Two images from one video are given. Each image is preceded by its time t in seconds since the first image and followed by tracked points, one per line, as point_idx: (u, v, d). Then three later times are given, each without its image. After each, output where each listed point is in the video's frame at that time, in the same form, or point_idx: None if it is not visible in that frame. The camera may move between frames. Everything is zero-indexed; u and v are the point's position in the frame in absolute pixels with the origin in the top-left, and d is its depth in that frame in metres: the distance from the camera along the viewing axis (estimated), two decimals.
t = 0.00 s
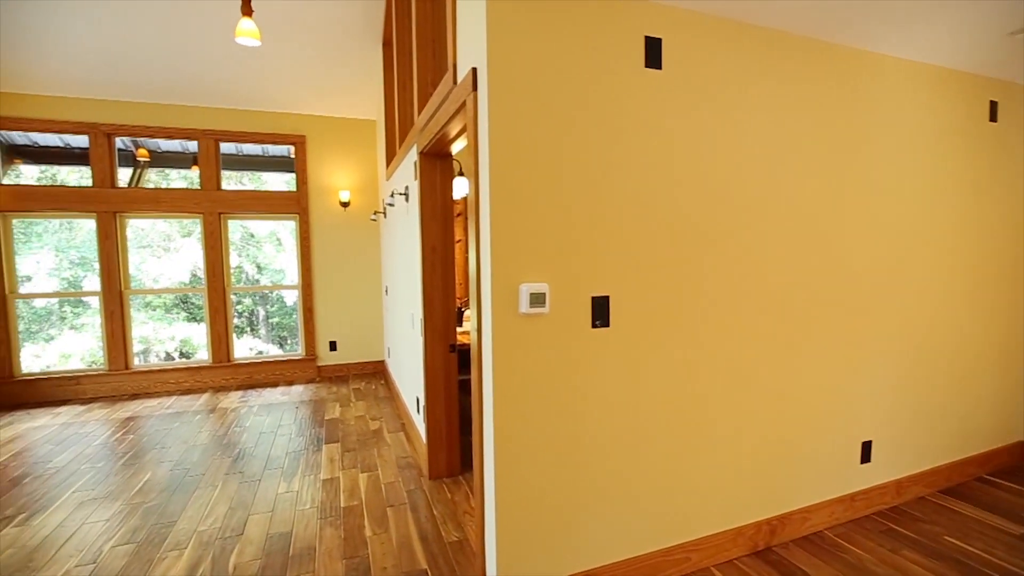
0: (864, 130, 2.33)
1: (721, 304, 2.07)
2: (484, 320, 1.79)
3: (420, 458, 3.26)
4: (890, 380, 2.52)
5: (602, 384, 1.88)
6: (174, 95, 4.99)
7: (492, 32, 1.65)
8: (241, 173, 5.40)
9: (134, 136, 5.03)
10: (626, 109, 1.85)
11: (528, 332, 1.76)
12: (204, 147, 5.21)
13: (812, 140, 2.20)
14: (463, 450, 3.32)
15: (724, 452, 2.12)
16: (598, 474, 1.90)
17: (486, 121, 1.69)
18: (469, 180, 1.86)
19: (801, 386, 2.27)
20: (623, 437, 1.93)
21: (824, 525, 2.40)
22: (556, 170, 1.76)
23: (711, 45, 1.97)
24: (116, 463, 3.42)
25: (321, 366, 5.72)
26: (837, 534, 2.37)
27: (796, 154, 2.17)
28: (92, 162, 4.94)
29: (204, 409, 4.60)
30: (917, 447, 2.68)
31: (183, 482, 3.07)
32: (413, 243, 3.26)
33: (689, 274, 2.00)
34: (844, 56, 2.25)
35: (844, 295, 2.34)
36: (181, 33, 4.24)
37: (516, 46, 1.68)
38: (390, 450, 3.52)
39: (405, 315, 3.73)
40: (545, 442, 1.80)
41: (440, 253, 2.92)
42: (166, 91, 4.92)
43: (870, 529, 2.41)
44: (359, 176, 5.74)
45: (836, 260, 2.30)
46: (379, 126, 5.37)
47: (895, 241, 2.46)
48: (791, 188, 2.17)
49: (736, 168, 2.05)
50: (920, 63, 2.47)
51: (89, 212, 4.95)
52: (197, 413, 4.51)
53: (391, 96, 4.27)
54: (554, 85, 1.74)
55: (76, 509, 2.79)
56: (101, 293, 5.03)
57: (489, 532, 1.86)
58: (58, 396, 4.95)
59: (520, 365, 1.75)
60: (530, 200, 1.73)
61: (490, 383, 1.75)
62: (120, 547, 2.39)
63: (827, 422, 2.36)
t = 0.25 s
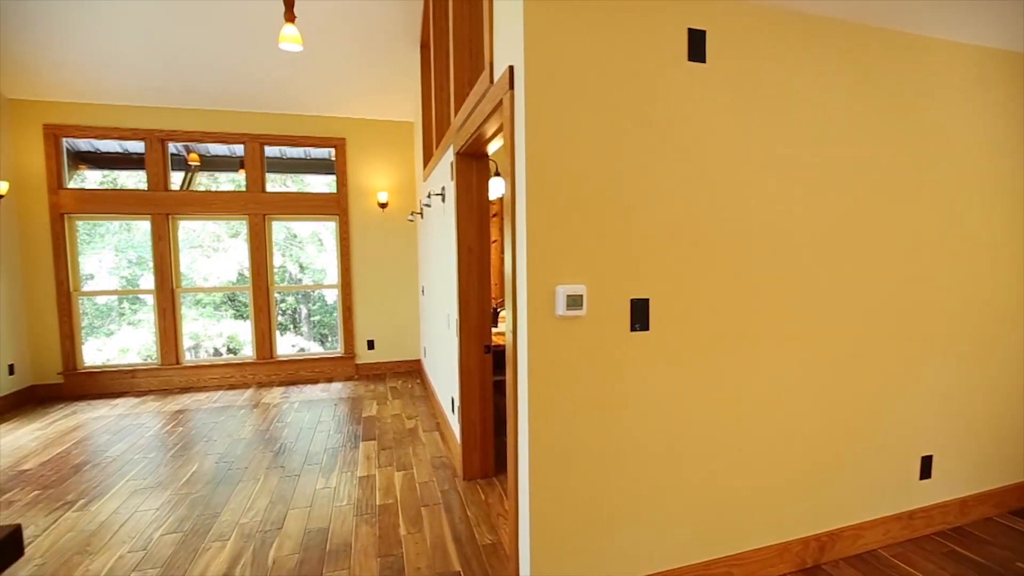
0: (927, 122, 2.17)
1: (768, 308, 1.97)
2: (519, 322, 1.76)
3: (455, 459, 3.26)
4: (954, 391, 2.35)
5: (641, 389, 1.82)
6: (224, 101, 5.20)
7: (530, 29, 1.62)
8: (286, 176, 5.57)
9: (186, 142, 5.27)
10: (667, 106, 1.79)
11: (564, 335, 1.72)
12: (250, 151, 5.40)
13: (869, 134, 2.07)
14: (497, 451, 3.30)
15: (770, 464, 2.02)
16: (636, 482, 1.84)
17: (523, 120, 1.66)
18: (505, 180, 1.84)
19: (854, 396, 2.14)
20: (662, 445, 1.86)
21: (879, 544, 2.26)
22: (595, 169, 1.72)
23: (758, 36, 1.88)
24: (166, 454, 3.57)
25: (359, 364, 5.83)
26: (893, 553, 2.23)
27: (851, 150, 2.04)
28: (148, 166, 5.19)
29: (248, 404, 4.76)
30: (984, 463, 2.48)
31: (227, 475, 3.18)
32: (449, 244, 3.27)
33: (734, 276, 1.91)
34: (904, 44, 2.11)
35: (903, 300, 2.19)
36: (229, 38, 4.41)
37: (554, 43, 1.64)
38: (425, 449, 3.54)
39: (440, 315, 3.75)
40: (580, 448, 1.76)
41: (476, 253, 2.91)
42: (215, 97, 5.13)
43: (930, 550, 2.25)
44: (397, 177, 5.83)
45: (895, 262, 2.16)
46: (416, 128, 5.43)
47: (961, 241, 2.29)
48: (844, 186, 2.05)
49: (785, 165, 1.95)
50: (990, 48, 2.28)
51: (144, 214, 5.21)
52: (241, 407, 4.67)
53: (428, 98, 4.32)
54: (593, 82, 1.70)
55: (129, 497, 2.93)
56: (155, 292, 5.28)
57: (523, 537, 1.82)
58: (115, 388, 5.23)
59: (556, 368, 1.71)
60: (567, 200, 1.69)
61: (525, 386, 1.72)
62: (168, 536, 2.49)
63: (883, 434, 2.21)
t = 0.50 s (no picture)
0: (983, 113, 2.04)
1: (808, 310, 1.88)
2: (546, 323, 1.74)
3: (481, 459, 3.25)
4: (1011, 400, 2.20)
5: (672, 393, 1.77)
6: (259, 104, 5.34)
7: (558, 24, 1.59)
8: (319, 177, 5.68)
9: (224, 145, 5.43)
10: (701, 100, 1.72)
11: (592, 336, 1.68)
12: (283, 153, 5.53)
13: (919, 127, 1.95)
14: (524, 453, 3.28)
15: (808, 473, 1.93)
16: (666, 489, 1.78)
17: (551, 116, 1.63)
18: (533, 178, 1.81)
19: (901, 404, 2.02)
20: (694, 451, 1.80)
21: (926, 561, 2.13)
22: (625, 166, 1.67)
23: (798, 25, 1.80)
24: (203, 448, 3.68)
25: (387, 363, 5.90)
26: (942, 571, 2.10)
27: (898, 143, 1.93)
28: (187, 169, 5.38)
29: (280, 401, 4.87)
30: None
31: (259, 470, 3.25)
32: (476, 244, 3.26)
33: (771, 277, 1.83)
34: (957, 30, 1.98)
35: (956, 302, 2.06)
36: (264, 41, 4.53)
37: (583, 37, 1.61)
38: (452, 449, 3.54)
39: (467, 315, 3.75)
40: (609, 452, 1.72)
41: (503, 253, 2.89)
42: (251, 100, 5.27)
43: (984, 569, 2.11)
44: (425, 177, 5.87)
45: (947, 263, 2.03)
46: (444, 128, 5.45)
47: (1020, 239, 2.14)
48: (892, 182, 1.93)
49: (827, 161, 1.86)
50: None
51: (184, 215, 5.39)
52: (274, 404, 4.78)
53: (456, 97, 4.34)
54: (623, 77, 1.65)
55: (167, 489, 3.02)
56: (193, 290, 5.46)
57: (549, 541, 1.80)
58: (156, 383, 5.43)
59: (583, 370, 1.68)
60: (596, 199, 1.65)
61: (552, 388, 1.69)
62: (202, 528, 2.55)
63: (933, 446, 2.08)
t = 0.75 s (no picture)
0: None
1: (870, 315, 1.72)
2: (582, 324, 1.68)
3: (515, 461, 3.21)
4: None
5: (715, 401, 1.67)
6: (303, 108, 5.49)
7: (596, 15, 1.53)
8: (361, 178, 5.80)
9: (271, 148, 5.62)
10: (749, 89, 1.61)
11: (629, 340, 1.61)
12: (326, 155, 5.66)
13: (1003, 113, 1.74)
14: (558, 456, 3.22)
15: (869, 492, 1.77)
16: (708, 501, 1.69)
17: (587, 111, 1.58)
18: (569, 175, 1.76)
19: (979, 421, 1.82)
20: (740, 464, 1.69)
21: None
22: (665, 161, 1.59)
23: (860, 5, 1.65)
24: (247, 441, 3.81)
25: (425, 361, 5.96)
26: None
27: (978, 131, 1.74)
28: (236, 172, 5.59)
29: (321, 397, 4.99)
30: None
31: (299, 464, 3.33)
32: (513, 244, 3.23)
33: (828, 278, 1.69)
34: None
35: None
36: (307, 45, 4.65)
37: (621, 28, 1.54)
38: (487, 449, 3.52)
39: (503, 316, 3.73)
40: (646, 460, 1.65)
41: (539, 253, 2.84)
42: (295, 104, 5.43)
43: None
44: (463, 177, 5.89)
45: None
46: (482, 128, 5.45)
47: None
48: (970, 175, 1.74)
49: (892, 152, 1.70)
50: None
51: (233, 216, 5.61)
52: (315, 399, 4.91)
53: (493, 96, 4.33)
54: (665, 68, 1.57)
55: (213, 479, 3.14)
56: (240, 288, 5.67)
57: (583, 548, 1.75)
58: (206, 377, 5.68)
59: (620, 374, 1.61)
60: (635, 196, 1.58)
61: (587, 391, 1.64)
62: (244, 519, 2.63)
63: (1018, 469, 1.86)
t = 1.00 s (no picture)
0: None
1: (928, 321, 1.59)
2: (612, 327, 1.63)
3: (544, 464, 3.18)
4: None
5: (752, 409, 1.58)
6: (338, 111, 5.61)
7: (627, 7, 1.48)
8: (395, 179, 5.87)
9: (308, 151, 5.77)
10: (792, 80, 1.52)
11: (661, 344, 1.55)
12: (360, 157, 5.76)
13: None
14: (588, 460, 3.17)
15: (925, 513, 1.64)
16: (744, 514, 1.60)
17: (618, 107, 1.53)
18: (600, 173, 1.71)
19: None
20: (779, 478, 1.60)
21: None
22: (700, 157, 1.52)
23: None
24: (283, 436, 3.91)
25: (456, 361, 5.99)
26: None
27: None
28: (275, 174, 5.76)
29: (354, 394, 5.08)
30: None
31: (331, 461, 3.39)
32: (543, 244, 3.20)
33: (879, 281, 1.57)
34: None
35: None
36: (342, 48, 4.74)
37: (654, 19, 1.48)
38: (515, 451, 3.49)
39: (533, 317, 3.71)
40: (678, 469, 1.58)
41: (569, 254, 2.80)
42: (331, 107, 5.54)
43: None
44: (495, 178, 5.88)
45: None
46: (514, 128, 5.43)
47: None
48: None
49: (955, 143, 1.56)
50: None
51: (272, 217, 5.78)
52: (348, 397, 5.00)
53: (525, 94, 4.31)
54: (700, 60, 1.50)
55: (250, 472, 3.23)
56: (278, 287, 5.84)
57: (611, 558, 1.69)
58: (246, 373, 5.87)
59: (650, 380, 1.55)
60: (667, 195, 1.52)
61: (617, 396, 1.59)
62: (277, 513, 2.69)
63: None
